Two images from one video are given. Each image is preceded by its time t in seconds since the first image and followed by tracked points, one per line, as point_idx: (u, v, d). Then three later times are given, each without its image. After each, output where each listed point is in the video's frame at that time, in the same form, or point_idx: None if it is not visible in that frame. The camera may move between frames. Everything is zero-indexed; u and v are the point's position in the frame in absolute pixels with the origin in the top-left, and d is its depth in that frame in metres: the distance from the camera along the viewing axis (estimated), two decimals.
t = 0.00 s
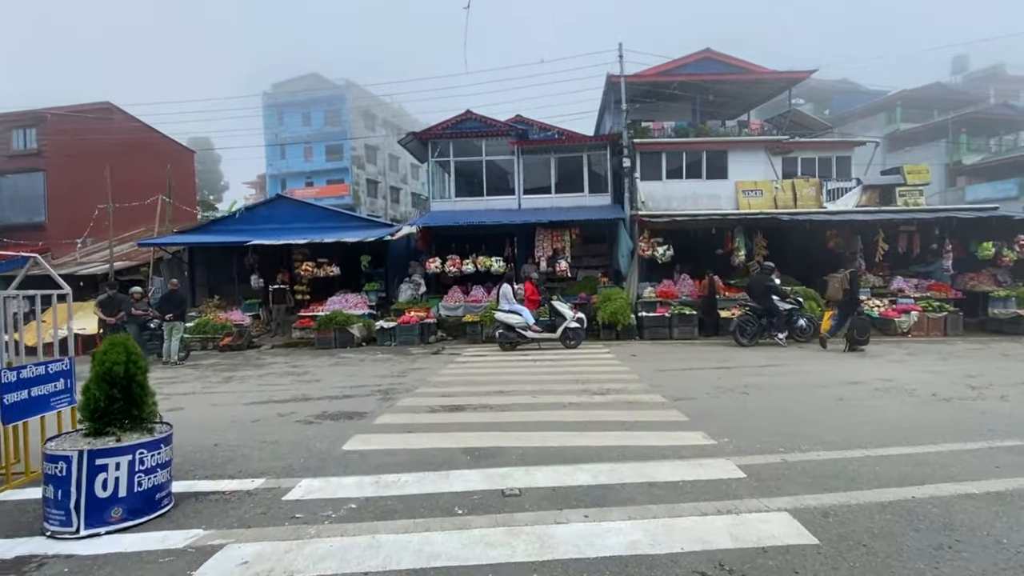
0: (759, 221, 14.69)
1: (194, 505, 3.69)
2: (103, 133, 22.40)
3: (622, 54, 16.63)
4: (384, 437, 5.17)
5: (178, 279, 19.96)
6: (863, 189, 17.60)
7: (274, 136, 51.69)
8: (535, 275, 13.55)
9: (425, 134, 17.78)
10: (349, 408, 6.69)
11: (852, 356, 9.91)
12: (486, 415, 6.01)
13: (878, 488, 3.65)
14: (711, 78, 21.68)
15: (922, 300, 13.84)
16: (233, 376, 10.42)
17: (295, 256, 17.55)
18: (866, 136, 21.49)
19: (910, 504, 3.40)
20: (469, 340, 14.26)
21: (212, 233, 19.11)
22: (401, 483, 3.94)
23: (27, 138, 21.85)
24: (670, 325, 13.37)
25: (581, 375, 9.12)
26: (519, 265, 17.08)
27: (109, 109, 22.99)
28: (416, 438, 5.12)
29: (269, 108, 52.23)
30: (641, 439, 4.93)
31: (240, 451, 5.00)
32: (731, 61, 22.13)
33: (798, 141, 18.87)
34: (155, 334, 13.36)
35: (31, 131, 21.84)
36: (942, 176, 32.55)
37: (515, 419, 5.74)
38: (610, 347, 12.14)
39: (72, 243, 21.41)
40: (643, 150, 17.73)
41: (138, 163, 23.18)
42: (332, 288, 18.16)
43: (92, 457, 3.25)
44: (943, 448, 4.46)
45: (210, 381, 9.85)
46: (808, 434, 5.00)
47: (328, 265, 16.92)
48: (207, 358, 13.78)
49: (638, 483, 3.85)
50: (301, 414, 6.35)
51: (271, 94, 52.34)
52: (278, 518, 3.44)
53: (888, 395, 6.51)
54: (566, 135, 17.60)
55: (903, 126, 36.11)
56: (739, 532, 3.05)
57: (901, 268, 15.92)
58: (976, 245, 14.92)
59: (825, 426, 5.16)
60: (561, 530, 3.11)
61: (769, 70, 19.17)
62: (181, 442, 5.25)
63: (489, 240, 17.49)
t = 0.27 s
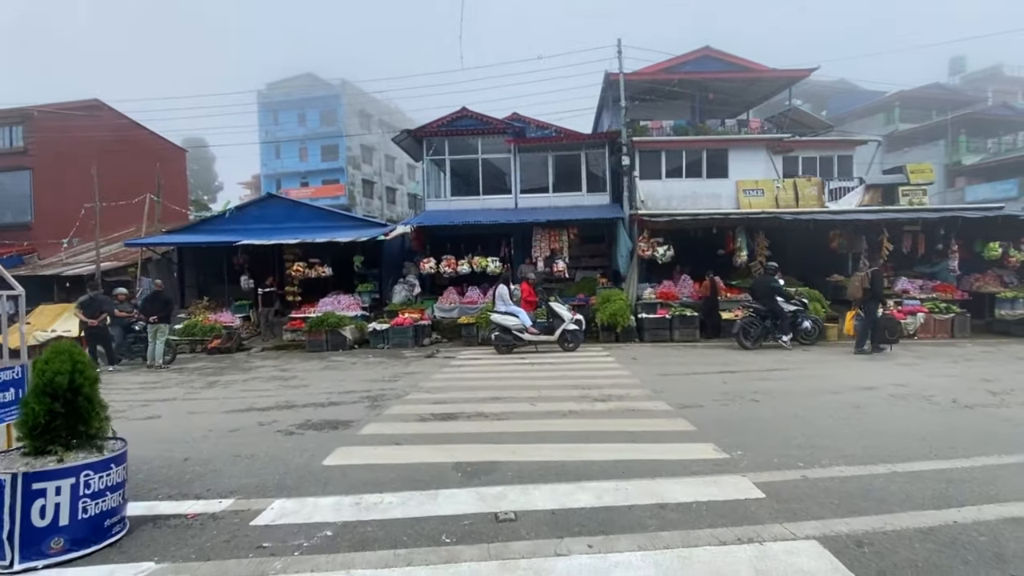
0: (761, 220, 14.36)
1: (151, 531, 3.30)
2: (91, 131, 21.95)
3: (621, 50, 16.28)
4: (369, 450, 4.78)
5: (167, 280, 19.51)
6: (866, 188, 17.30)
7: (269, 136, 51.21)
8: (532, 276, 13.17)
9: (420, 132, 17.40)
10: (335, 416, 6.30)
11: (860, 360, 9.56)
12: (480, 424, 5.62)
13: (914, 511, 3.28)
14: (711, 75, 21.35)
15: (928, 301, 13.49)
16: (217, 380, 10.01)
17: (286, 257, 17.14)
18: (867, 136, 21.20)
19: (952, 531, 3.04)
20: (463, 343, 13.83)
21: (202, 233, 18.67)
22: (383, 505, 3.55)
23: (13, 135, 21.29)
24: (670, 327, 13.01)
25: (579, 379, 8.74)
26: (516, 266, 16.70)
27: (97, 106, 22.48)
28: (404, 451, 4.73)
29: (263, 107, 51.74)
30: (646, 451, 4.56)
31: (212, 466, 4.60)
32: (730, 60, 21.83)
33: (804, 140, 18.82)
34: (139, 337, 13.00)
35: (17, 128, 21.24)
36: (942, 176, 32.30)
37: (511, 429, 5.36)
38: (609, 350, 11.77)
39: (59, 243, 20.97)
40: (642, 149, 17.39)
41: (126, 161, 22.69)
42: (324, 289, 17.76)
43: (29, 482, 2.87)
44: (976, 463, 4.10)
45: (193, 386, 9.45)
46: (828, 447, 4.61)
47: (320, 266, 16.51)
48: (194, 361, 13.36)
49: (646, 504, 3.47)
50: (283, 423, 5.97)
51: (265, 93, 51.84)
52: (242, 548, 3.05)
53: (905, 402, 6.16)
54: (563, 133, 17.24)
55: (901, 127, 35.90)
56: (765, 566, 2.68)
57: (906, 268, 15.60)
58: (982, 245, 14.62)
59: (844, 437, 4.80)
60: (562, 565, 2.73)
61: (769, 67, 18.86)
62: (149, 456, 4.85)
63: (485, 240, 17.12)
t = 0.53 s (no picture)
0: (765, 221, 14.02)
1: (100, 568, 2.91)
2: (80, 128, 21.55)
3: (621, 46, 15.92)
4: (355, 468, 4.39)
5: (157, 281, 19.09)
6: (870, 188, 16.97)
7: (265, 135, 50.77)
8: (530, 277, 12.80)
9: (416, 130, 17.02)
10: (321, 427, 5.91)
11: (871, 365, 9.22)
12: (475, 437, 5.24)
13: (962, 546, 2.92)
14: (712, 73, 21.02)
15: (937, 303, 13.08)
16: (202, 385, 9.61)
17: (278, 257, 16.74)
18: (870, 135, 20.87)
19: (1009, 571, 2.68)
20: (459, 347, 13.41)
21: (192, 232, 18.25)
22: (366, 535, 3.18)
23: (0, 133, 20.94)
24: (672, 330, 12.64)
25: (580, 385, 8.37)
26: (514, 267, 16.34)
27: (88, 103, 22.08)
28: (393, 468, 4.36)
29: (259, 106, 51.29)
30: (655, 469, 4.20)
31: (181, 485, 4.21)
32: (732, 58, 21.52)
33: (807, 139, 18.52)
34: (123, 340, 12.56)
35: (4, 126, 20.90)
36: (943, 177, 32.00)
37: (509, 443, 4.98)
38: (610, 354, 11.41)
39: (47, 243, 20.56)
40: (643, 148, 17.04)
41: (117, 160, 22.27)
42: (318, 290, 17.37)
43: None
44: (1018, 484, 3.75)
45: (176, 391, 9.06)
46: (856, 467, 4.20)
47: (313, 267, 16.12)
48: (181, 364, 12.97)
49: (660, 535, 3.10)
50: (266, 435, 5.59)
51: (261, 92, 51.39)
52: None
53: (927, 413, 5.80)
54: (562, 131, 16.88)
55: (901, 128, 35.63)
56: None
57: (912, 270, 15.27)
58: (990, 246, 14.30)
59: (869, 454, 4.44)
60: None
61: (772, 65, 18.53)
62: (114, 474, 4.45)
63: (483, 240, 16.75)
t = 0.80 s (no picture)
0: (770, 220, 13.67)
1: None
2: (70, 124, 21.17)
3: (623, 41, 15.55)
4: (336, 484, 4.03)
5: (148, 280, 18.69)
6: (875, 188, 16.63)
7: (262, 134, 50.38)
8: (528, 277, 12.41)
9: (412, 126, 16.65)
10: (305, 436, 5.54)
11: (883, 369, 8.87)
12: (468, 448, 4.87)
13: None
14: (714, 71, 20.68)
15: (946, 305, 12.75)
16: (186, 389, 9.22)
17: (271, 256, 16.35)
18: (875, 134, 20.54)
19: None
20: (455, 349, 13.01)
21: (183, 231, 17.86)
22: (342, 568, 2.80)
23: None
24: (675, 331, 12.28)
25: (580, 390, 8.00)
26: (512, 267, 15.97)
27: (78, 99, 21.73)
28: (377, 484, 3.99)
29: (256, 104, 50.87)
30: (664, 485, 3.85)
31: (145, 503, 3.84)
32: (734, 55, 21.25)
33: (811, 138, 18.21)
34: (109, 341, 12.16)
35: None
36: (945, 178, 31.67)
37: (504, 455, 4.61)
38: (610, 357, 11.05)
39: (35, 241, 20.12)
40: (644, 146, 16.69)
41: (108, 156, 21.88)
42: (312, 290, 17.00)
43: None
44: None
45: (159, 395, 8.68)
46: (885, 488, 3.82)
47: (306, 266, 15.74)
48: (169, 366, 12.60)
49: (675, 568, 2.74)
50: (245, 444, 5.23)
51: (258, 90, 50.95)
52: None
53: (951, 421, 5.45)
54: (562, 128, 16.52)
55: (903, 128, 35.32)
56: None
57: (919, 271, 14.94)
58: (999, 247, 13.97)
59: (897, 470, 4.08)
60: None
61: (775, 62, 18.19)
62: (73, 490, 4.07)
63: (480, 240, 16.38)
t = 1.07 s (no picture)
0: (776, 219, 13.31)
1: None
2: (58, 120, 20.76)
3: (625, 36, 15.16)
4: (314, 505, 3.65)
5: (138, 279, 18.30)
6: (881, 187, 16.26)
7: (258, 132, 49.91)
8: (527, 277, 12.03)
9: (409, 122, 16.26)
10: (286, 448, 5.16)
11: (896, 374, 8.50)
12: (460, 462, 4.49)
13: None
14: (717, 68, 20.31)
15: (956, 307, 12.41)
16: (169, 393, 8.83)
17: (263, 255, 15.96)
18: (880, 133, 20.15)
19: None
20: (451, 351, 12.63)
21: (174, 229, 17.47)
22: None
23: None
24: (678, 333, 11.90)
25: (581, 395, 7.62)
26: (510, 267, 15.59)
27: (69, 95, 21.37)
28: (359, 506, 3.63)
29: (253, 102, 50.42)
30: (674, 508, 3.50)
31: (97, 526, 3.45)
32: (736, 52, 20.84)
33: (815, 136, 17.85)
34: (94, 342, 11.76)
35: None
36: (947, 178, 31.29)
37: (499, 472, 4.22)
38: (611, 360, 10.67)
39: (22, 239, 19.67)
40: (646, 143, 16.32)
41: (98, 154, 21.50)
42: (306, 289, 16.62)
43: None
44: None
45: (139, 400, 8.30)
46: (928, 520, 3.39)
47: (299, 265, 15.36)
48: (156, 369, 12.20)
49: None
50: (220, 457, 4.87)
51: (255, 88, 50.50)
52: None
53: (979, 434, 5.09)
54: (561, 125, 16.14)
55: (905, 128, 34.95)
56: None
57: (927, 272, 14.58)
58: (1010, 248, 13.61)
59: (931, 493, 3.72)
60: None
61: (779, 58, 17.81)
62: (22, 512, 3.68)
63: (478, 238, 15.99)
